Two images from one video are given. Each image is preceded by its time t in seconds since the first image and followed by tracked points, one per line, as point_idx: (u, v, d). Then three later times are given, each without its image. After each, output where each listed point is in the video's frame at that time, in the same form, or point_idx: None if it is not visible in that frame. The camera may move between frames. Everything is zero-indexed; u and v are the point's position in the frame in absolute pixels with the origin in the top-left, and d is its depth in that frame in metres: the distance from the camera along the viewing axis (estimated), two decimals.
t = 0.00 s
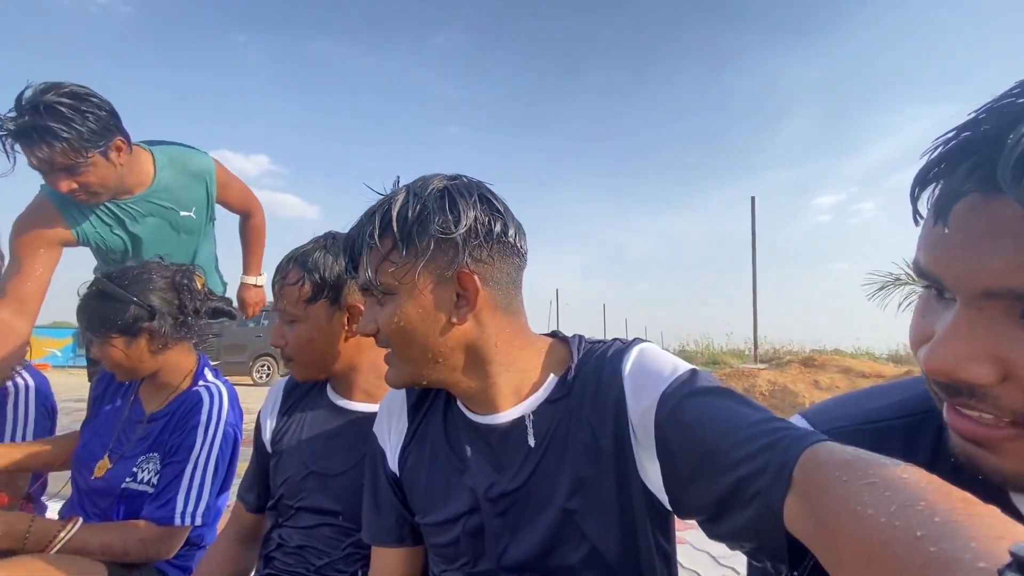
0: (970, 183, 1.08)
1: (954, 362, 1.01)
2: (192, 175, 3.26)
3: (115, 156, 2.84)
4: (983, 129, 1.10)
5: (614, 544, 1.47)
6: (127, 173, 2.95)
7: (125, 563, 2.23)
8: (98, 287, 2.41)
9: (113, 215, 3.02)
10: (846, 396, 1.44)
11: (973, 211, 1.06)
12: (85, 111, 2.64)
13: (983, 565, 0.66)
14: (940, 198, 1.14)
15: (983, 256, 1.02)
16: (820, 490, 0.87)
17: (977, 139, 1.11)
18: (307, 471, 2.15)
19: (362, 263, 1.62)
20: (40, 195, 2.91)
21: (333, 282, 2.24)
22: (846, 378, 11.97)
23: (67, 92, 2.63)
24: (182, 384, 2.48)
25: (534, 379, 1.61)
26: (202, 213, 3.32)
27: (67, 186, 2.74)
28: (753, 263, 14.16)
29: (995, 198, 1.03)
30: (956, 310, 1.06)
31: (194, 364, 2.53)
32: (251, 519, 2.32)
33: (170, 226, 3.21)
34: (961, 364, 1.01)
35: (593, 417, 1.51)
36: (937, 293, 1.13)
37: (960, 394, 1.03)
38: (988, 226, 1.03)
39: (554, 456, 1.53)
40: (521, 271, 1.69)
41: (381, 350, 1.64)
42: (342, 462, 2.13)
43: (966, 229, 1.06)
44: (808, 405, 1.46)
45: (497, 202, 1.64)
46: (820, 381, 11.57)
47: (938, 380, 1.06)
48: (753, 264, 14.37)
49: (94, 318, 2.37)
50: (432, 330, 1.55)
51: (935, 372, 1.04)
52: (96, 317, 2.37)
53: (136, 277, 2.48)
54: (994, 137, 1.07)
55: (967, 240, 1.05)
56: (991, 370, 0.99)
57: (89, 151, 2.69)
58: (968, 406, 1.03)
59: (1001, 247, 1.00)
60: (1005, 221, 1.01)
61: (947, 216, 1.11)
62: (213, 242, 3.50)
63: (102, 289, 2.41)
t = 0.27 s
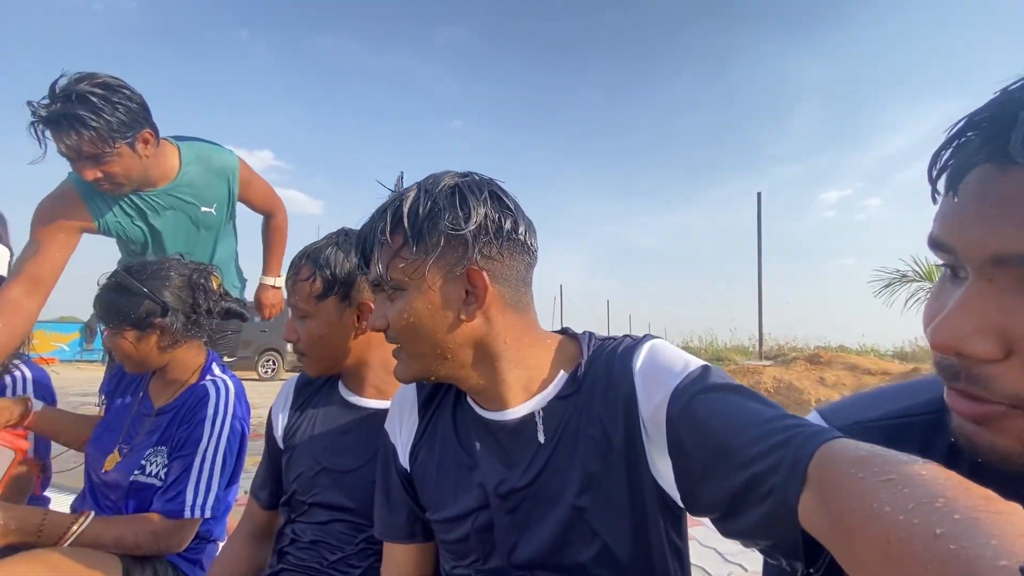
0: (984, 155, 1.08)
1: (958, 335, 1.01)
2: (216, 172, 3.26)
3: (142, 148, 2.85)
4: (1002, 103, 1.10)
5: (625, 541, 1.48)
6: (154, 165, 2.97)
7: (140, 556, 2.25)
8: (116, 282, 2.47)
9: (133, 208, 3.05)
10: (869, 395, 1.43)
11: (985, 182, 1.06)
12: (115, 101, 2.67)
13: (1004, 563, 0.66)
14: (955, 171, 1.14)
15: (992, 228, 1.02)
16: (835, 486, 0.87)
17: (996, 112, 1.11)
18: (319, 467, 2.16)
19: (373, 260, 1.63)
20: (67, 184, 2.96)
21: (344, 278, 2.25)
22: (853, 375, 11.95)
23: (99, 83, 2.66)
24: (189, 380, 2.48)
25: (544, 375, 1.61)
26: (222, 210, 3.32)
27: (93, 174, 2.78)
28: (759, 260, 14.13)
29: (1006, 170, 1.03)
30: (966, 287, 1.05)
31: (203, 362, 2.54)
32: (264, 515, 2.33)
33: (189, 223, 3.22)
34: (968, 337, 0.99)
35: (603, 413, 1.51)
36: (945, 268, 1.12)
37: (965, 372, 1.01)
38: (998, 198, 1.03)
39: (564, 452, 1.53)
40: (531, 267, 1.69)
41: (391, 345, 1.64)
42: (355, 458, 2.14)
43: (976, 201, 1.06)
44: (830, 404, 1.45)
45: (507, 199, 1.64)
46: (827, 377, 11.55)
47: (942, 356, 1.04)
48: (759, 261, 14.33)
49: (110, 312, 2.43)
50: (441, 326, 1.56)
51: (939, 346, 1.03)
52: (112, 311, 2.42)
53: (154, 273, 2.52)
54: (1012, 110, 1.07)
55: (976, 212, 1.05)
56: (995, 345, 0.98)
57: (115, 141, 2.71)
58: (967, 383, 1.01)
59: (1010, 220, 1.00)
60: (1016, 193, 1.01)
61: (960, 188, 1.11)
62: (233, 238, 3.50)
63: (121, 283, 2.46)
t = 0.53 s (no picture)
0: (947, 182, 1.04)
1: (928, 361, 0.96)
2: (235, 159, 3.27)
3: (170, 118, 2.90)
4: (967, 126, 1.05)
5: (625, 541, 1.48)
6: (178, 141, 3.01)
7: (142, 553, 2.27)
8: (120, 276, 2.46)
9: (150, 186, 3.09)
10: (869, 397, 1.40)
11: (949, 207, 1.01)
12: (153, 65, 2.76)
13: (994, 565, 0.67)
14: (922, 196, 1.11)
15: (956, 252, 0.96)
16: (829, 487, 0.88)
17: (962, 136, 1.06)
18: (322, 466, 2.17)
19: (372, 261, 1.64)
20: (95, 154, 3.09)
21: (346, 279, 2.25)
22: (856, 372, 11.93)
23: (141, 53, 2.77)
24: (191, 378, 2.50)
25: (543, 377, 1.62)
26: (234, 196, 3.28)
27: (116, 133, 2.80)
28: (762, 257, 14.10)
29: (970, 195, 0.98)
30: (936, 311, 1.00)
31: (204, 358, 2.56)
32: (268, 513, 2.34)
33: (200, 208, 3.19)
34: (937, 363, 0.95)
35: (602, 414, 1.51)
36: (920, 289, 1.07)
37: (938, 396, 0.97)
38: (962, 223, 0.97)
39: (563, 453, 1.54)
40: (530, 269, 1.70)
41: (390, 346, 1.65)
42: (357, 458, 2.15)
43: (942, 226, 1.01)
44: (829, 408, 1.43)
45: (506, 201, 1.65)
46: (829, 375, 11.54)
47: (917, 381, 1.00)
48: (761, 258, 14.30)
49: (113, 306, 2.42)
50: (440, 328, 1.56)
51: (910, 371, 0.99)
52: (115, 305, 2.41)
53: (159, 268, 2.52)
54: (976, 134, 1.03)
55: (943, 237, 1.00)
56: (966, 370, 0.93)
57: (144, 103, 2.76)
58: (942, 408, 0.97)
59: (974, 246, 0.94)
60: (979, 218, 0.95)
61: (925, 215, 1.07)
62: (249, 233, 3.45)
63: (126, 277, 2.45)
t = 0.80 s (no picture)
0: (921, 182, 1.05)
1: (910, 358, 0.96)
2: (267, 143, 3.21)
3: (224, 83, 3.03)
4: (939, 128, 1.07)
5: (623, 536, 1.49)
6: (228, 112, 3.13)
7: (136, 544, 2.29)
8: (151, 253, 2.53)
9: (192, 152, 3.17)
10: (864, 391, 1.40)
11: (921, 207, 1.02)
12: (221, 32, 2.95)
13: (985, 559, 0.67)
14: (898, 196, 1.12)
15: (932, 250, 0.96)
16: (824, 480, 0.88)
17: (935, 138, 1.08)
18: (321, 460, 2.18)
19: (372, 258, 1.64)
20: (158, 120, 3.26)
21: (347, 276, 2.26)
22: (856, 369, 11.92)
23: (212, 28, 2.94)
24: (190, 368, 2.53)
25: (542, 373, 1.62)
26: (261, 180, 3.18)
27: (171, 81, 2.92)
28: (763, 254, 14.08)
29: (942, 194, 0.99)
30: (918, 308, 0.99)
31: (212, 350, 2.58)
32: (268, 508, 2.35)
33: (226, 181, 3.14)
34: (920, 358, 0.95)
35: (601, 410, 1.52)
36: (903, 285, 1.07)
37: (925, 388, 0.97)
38: (936, 221, 0.98)
39: (561, 448, 1.54)
40: (529, 267, 1.70)
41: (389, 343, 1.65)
42: (357, 452, 2.16)
43: (917, 225, 1.01)
44: (824, 403, 1.43)
45: (506, 198, 1.65)
46: (830, 372, 11.54)
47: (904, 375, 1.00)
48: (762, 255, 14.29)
49: (138, 278, 2.49)
50: (440, 325, 1.57)
51: (894, 368, 0.98)
52: (140, 278, 2.48)
53: (189, 255, 2.56)
54: (949, 136, 1.05)
55: (918, 236, 1.00)
56: (949, 365, 0.93)
57: (203, 60, 2.90)
58: (933, 401, 0.97)
59: (949, 243, 0.94)
60: (952, 217, 0.96)
61: (900, 215, 1.07)
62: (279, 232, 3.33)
63: (157, 254, 2.53)
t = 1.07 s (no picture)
0: (925, 174, 1.05)
1: (910, 353, 0.96)
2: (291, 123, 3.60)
3: (267, 70, 3.56)
4: (941, 122, 1.07)
5: (624, 535, 1.49)
6: (265, 95, 3.59)
7: (137, 544, 2.31)
8: (174, 247, 2.60)
9: (230, 132, 3.63)
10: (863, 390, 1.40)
11: (926, 200, 1.02)
12: (276, 36, 3.56)
13: (987, 558, 0.67)
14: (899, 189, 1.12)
15: (933, 243, 0.96)
16: (827, 480, 0.88)
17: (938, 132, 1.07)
18: (321, 458, 2.18)
19: (373, 257, 1.64)
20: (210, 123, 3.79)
21: (347, 273, 2.26)
22: (856, 367, 11.93)
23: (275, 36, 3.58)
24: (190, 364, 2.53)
25: (543, 372, 1.62)
26: (277, 151, 3.51)
27: (223, 64, 3.49)
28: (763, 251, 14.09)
29: (946, 187, 0.99)
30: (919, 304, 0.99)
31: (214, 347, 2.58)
32: (267, 505, 2.36)
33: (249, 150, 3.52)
34: (922, 355, 0.94)
35: (602, 408, 1.52)
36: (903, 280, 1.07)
37: (927, 386, 0.96)
38: (939, 214, 0.98)
39: (563, 446, 1.54)
40: (531, 264, 1.70)
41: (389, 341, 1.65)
42: (357, 450, 2.16)
43: (919, 219, 1.01)
44: (822, 402, 1.43)
45: (507, 196, 1.65)
46: (830, 369, 11.56)
47: (906, 372, 0.99)
48: (763, 252, 14.29)
49: (158, 269, 2.54)
50: (441, 323, 1.57)
51: (895, 363, 0.98)
52: (161, 269, 2.54)
53: (213, 256, 2.65)
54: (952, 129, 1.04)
55: (920, 229, 1.00)
56: (949, 360, 0.92)
57: (251, 48, 3.46)
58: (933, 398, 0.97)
59: (950, 236, 0.94)
60: (955, 209, 0.96)
61: (903, 208, 1.07)
62: (286, 203, 3.50)
63: (181, 250, 2.61)
